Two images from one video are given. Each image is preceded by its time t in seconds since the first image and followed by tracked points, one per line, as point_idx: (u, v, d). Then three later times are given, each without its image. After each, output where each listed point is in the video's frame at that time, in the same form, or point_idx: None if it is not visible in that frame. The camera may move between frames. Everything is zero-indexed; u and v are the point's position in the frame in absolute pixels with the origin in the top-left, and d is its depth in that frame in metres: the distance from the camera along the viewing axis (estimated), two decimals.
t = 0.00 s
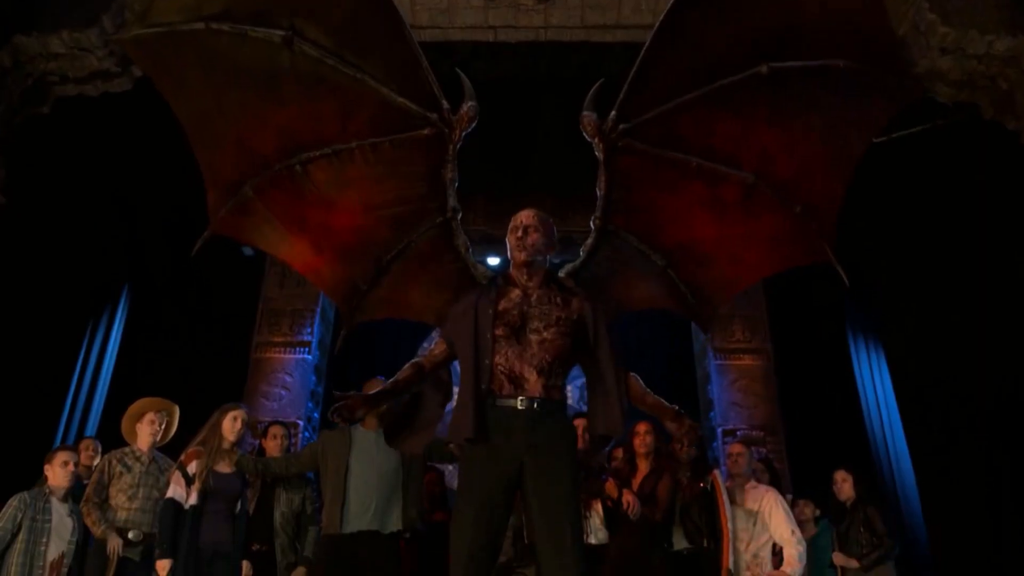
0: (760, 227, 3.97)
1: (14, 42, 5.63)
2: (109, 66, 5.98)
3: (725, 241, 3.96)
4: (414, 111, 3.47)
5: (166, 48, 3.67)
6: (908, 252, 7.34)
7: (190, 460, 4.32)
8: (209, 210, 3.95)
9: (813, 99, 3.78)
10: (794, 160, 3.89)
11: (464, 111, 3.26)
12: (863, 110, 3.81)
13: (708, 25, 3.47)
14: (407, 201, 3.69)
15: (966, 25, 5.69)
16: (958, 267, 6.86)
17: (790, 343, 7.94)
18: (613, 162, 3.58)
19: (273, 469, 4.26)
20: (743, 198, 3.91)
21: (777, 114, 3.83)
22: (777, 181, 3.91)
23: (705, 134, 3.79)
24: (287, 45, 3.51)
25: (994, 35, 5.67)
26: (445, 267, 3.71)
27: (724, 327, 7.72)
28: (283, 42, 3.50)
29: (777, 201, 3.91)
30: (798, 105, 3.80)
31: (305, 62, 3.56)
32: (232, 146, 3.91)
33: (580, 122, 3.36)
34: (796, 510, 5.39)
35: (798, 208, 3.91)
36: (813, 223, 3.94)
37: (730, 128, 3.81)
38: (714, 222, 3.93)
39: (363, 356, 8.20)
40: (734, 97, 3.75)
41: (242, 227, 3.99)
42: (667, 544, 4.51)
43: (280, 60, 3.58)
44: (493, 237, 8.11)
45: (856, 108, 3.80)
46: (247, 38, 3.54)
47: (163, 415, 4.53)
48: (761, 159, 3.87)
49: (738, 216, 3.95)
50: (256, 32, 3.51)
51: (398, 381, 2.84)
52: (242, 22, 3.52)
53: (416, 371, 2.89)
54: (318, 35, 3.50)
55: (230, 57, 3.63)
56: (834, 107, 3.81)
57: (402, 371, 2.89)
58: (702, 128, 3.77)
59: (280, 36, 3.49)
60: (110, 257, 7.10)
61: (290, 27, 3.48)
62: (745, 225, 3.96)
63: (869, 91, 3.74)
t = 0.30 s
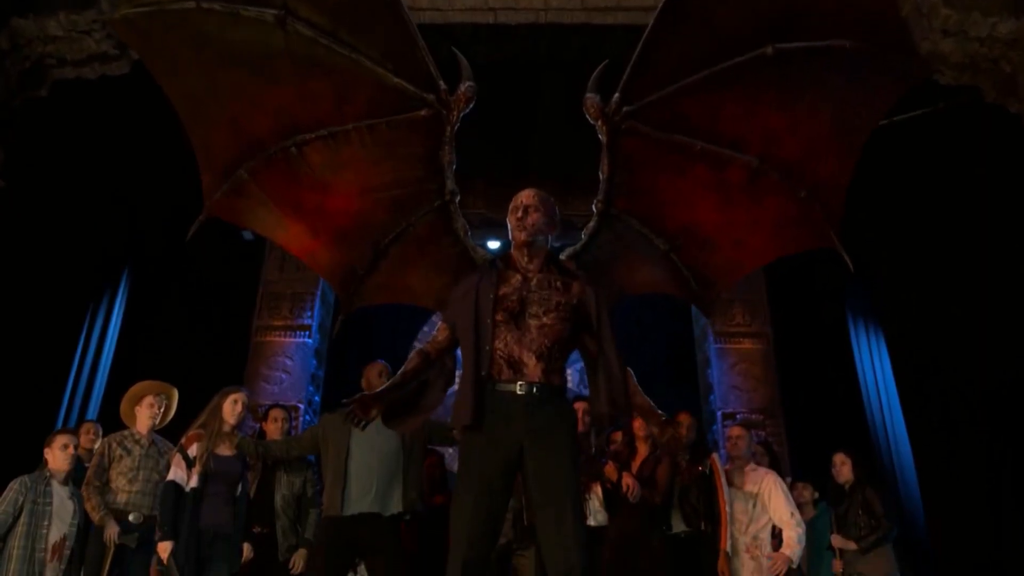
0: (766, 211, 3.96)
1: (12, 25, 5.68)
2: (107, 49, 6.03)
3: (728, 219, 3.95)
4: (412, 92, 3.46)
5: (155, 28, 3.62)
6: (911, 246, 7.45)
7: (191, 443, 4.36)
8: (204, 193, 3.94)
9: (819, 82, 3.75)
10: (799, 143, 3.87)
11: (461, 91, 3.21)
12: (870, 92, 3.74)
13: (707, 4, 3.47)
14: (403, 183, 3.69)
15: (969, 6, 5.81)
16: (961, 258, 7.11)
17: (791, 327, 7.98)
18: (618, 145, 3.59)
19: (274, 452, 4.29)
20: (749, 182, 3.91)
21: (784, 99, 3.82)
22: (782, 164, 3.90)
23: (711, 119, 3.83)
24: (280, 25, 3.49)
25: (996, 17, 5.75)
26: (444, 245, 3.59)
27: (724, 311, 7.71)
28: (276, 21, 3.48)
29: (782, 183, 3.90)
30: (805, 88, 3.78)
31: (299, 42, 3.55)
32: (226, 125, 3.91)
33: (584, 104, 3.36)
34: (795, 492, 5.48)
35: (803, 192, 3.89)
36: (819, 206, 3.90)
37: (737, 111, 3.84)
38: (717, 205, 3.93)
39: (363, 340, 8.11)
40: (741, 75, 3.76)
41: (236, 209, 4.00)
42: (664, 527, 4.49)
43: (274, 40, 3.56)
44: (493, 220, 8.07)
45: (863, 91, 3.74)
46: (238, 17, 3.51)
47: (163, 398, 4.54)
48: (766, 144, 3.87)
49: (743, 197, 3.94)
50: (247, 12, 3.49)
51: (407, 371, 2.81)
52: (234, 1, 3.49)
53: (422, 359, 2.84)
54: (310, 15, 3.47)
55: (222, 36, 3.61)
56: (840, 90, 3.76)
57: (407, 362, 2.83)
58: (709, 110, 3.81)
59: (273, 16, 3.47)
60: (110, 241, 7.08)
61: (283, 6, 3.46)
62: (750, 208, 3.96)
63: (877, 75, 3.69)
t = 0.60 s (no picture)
0: (767, 199, 3.99)
1: (10, 8, 5.71)
2: (105, 33, 6.08)
3: (731, 210, 4.02)
4: (408, 77, 3.47)
5: (148, 16, 3.51)
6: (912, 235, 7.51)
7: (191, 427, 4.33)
8: (201, 181, 3.89)
9: (821, 75, 3.72)
10: (805, 135, 3.87)
11: (459, 75, 3.19)
12: (871, 80, 3.71)
13: None
14: (401, 169, 3.74)
15: None
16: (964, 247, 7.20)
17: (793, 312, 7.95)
18: (620, 130, 3.62)
19: (274, 436, 4.33)
20: (751, 171, 3.94)
21: (788, 89, 3.80)
22: (786, 155, 3.91)
23: (717, 108, 3.85)
24: (274, 9, 3.46)
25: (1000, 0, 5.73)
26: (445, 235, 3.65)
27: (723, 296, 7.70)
28: (270, 6, 3.45)
29: (785, 174, 3.93)
30: (809, 80, 3.76)
31: (294, 26, 3.52)
32: (220, 116, 3.86)
33: (589, 89, 3.35)
34: (794, 476, 5.44)
35: (803, 184, 3.91)
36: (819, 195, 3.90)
37: (741, 99, 3.84)
38: (719, 192, 3.99)
39: (361, 332, 8.03)
40: (743, 61, 3.75)
41: (230, 196, 3.96)
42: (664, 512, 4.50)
43: (267, 26, 3.54)
44: (493, 204, 8.03)
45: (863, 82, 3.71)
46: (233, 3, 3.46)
47: (161, 382, 4.57)
48: (770, 134, 3.88)
49: (749, 188, 3.98)
50: None
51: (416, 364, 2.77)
52: None
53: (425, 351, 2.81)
54: None
55: (217, 25, 3.54)
56: (842, 82, 3.72)
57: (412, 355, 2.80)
58: (716, 98, 3.83)
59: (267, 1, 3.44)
60: (109, 224, 7.08)
61: None
62: (753, 196, 3.99)
63: (877, 67, 3.67)
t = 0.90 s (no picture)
0: (766, 191, 3.99)
1: None
2: (102, 18, 6.05)
3: (732, 198, 4.00)
4: (403, 63, 3.48)
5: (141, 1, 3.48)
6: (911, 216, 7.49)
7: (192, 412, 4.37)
8: (196, 170, 3.90)
9: (822, 65, 3.77)
10: (809, 126, 3.89)
11: (454, 61, 3.22)
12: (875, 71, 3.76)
13: None
14: (397, 157, 3.73)
15: None
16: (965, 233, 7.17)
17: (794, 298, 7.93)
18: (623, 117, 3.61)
19: (275, 421, 4.30)
20: (752, 163, 3.94)
21: (792, 79, 3.81)
22: (787, 147, 3.92)
23: (719, 99, 3.83)
24: None
25: None
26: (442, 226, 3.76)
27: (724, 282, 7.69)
28: None
29: (785, 166, 3.93)
30: (812, 70, 3.78)
31: (288, 15, 3.55)
32: (211, 103, 3.84)
33: (590, 76, 3.37)
34: (792, 461, 5.54)
35: (803, 176, 3.94)
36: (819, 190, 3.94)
37: (746, 87, 3.82)
38: (720, 183, 3.97)
39: (360, 319, 8.02)
40: (746, 49, 3.73)
41: (227, 184, 3.96)
42: (664, 497, 4.49)
43: (263, 13, 3.54)
44: (492, 190, 7.92)
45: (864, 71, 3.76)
46: None
47: (159, 367, 4.59)
48: (771, 125, 3.87)
49: (750, 179, 3.98)
50: None
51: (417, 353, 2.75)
52: None
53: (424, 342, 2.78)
54: None
55: (210, 12, 3.53)
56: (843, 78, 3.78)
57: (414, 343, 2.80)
58: (717, 89, 3.80)
59: None
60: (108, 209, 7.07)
61: None
62: (752, 188, 3.99)
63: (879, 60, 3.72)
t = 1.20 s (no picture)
0: (765, 180, 3.99)
1: None
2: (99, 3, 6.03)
3: (730, 185, 4.02)
4: (398, 50, 3.45)
5: None
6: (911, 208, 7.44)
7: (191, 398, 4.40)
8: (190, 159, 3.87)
9: (823, 58, 3.74)
10: (812, 118, 3.87)
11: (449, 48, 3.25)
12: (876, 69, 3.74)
13: None
14: (391, 145, 3.73)
15: None
16: (967, 223, 7.02)
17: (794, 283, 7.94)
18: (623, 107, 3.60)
19: (276, 407, 4.29)
20: (752, 153, 3.94)
21: (794, 70, 3.80)
22: (786, 140, 3.91)
23: (720, 89, 3.84)
24: None
25: None
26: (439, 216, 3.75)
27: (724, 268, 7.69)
28: None
29: (785, 159, 3.92)
30: (815, 63, 3.76)
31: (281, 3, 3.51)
32: (207, 88, 3.82)
33: (590, 63, 3.40)
34: (792, 447, 5.59)
35: (802, 169, 3.92)
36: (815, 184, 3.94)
37: (751, 75, 3.81)
38: (720, 173, 3.99)
39: (361, 303, 8.02)
40: (750, 40, 3.73)
41: (222, 171, 3.98)
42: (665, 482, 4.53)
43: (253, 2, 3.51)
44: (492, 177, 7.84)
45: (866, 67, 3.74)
46: None
47: (158, 353, 4.62)
48: (773, 116, 3.87)
49: (749, 171, 3.99)
50: None
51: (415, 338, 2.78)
52: None
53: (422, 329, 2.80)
54: None
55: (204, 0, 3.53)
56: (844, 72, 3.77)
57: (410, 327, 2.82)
58: (719, 79, 3.82)
59: None
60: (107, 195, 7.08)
61: None
62: (752, 177, 4.00)
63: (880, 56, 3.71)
